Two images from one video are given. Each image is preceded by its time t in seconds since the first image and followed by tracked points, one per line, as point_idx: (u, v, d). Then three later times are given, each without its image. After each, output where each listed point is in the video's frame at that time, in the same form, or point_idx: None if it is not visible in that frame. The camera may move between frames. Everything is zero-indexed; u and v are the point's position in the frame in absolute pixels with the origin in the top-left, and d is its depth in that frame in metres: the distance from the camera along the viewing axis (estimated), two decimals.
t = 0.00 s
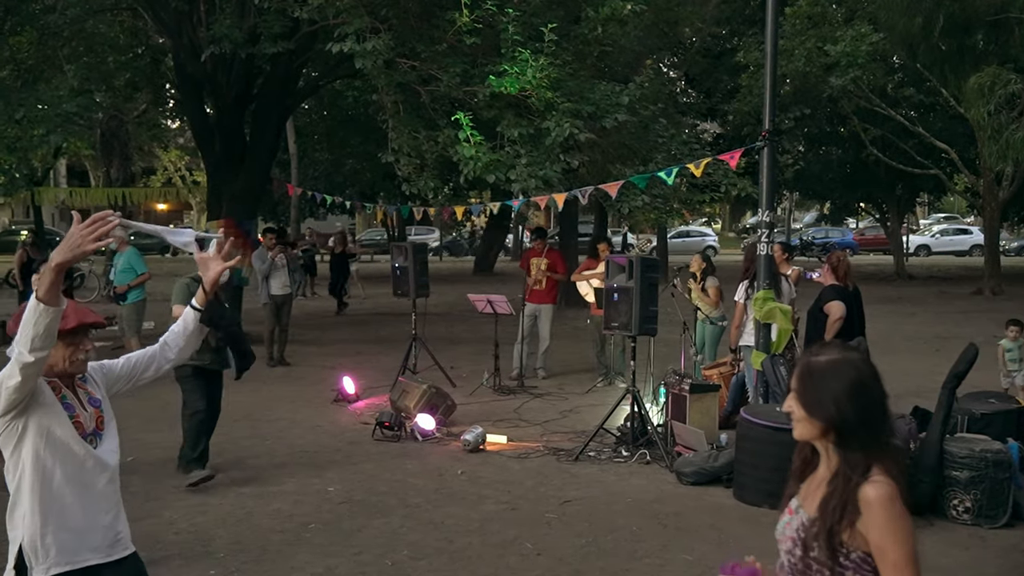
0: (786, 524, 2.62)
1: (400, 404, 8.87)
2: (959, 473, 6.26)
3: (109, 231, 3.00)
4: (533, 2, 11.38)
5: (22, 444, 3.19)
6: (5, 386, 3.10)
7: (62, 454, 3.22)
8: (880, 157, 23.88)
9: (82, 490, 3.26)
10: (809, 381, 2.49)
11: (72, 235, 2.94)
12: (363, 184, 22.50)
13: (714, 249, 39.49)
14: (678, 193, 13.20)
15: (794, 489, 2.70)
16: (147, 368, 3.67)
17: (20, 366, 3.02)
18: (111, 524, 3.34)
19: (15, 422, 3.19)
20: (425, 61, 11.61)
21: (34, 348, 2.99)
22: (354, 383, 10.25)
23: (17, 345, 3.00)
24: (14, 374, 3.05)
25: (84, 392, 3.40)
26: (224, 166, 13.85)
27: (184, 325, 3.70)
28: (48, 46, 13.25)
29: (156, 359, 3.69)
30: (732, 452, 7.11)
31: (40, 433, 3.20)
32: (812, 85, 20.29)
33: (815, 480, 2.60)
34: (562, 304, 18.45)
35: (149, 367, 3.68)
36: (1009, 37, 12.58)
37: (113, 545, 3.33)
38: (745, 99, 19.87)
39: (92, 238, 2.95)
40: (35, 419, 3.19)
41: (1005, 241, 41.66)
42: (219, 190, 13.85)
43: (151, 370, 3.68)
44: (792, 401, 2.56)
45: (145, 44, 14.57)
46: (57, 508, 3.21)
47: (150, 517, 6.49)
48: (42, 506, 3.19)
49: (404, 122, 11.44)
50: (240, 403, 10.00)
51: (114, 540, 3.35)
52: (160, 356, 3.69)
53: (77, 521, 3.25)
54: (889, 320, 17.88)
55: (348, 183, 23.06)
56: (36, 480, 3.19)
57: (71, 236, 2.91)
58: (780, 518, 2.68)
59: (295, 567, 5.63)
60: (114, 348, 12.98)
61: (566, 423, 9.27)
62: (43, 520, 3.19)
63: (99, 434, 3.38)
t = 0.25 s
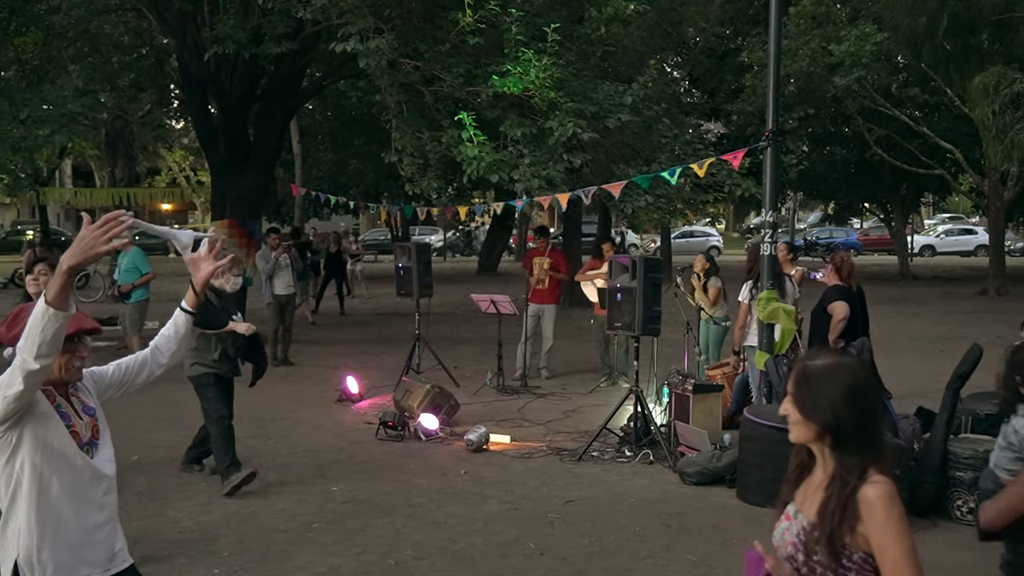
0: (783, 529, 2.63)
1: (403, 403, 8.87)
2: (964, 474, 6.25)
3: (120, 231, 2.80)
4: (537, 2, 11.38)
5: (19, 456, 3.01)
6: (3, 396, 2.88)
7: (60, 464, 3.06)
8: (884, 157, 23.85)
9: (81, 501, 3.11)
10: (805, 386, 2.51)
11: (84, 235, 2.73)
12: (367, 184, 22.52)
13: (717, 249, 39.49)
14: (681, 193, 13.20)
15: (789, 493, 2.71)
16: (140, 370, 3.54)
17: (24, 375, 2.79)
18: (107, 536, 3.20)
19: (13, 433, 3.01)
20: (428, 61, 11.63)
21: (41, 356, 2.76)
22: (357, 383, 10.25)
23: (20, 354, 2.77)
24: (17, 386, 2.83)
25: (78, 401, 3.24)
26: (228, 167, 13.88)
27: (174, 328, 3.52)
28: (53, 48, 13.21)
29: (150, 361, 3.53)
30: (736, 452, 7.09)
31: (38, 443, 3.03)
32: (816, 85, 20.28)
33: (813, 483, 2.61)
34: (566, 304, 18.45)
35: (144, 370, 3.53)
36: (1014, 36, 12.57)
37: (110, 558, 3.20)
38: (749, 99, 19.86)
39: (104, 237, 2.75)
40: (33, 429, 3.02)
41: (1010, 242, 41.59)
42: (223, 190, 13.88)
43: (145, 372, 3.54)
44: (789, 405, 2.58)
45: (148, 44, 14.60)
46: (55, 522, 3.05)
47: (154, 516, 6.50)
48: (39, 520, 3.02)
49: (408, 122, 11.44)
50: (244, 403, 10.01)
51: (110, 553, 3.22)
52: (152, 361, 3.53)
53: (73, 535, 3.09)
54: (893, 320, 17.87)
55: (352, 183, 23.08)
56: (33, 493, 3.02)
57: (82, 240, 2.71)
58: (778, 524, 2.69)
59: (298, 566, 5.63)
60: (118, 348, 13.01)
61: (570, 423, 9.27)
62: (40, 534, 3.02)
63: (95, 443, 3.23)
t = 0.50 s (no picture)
0: (782, 528, 2.62)
1: (407, 404, 8.88)
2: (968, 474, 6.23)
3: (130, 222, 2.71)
4: (540, 2, 11.38)
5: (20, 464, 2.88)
6: (5, 402, 2.74)
7: (63, 470, 2.95)
8: (889, 157, 23.81)
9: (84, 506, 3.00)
10: (804, 385, 2.50)
11: (94, 231, 2.65)
12: (371, 184, 22.53)
13: (722, 249, 39.46)
14: (685, 193, 13.19)
15: (787, 492, 2.70)
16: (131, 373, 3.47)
17: (29, 377, 2.67)
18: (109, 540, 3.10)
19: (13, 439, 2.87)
20: (432, 61, 11.63)
21: (49, 357, 2.65)
22: (361, 383, 10.25)
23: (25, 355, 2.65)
24: (24, 390, 2.70)
25: (75, 404, 3.18)
26: (232, 167, 13.90)
27: (169, 330, 3.44)
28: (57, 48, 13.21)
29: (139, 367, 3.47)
30: (739, 452, 7.08)
31: (40, 450, 2.90)
32: (820, 85, 20.26)
33: (813, 481, 2.60)
34: (570, 304, 18.45)
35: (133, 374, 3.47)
36: (1019, 36, 12.54)
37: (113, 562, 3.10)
38: (754, 99, 19.83)
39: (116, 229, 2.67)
40: (33, 435, 2.89)
41: (1015, 242, 41.50)
42: (226, 190, 13.89)
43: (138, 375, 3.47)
44: (788, 405, 2.57)
45: (153, 45, 14.62)
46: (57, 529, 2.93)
47: (158, 515, 6.51)
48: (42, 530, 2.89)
49: (411, 123, 11.45)
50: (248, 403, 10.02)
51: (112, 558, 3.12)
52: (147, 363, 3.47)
53: (77, 541, 2.98)
54: (898, 320, 17.83)
55: (356, 183, 23.10)
56: (37, 501, 2.88)
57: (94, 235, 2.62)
58: (777, 522, 2.68)
59: (301, 566, 5.64)
60: (123, 348, 13.04)
61: (573, 423, 9.27)
62: (45, 544, 2.89)
63: (94, 448, 3.15)
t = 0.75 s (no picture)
0: (772, 516, 2.64)
1: (410, 404, 8.88)
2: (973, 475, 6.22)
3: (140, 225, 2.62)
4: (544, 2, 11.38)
5: (25, 470, 2.82)
6: (12, 409, 2.69)
7: (69, 475, 2.89)
8: (894, 157, 23.77)
9: (92, 509, 2.95)
10: (799, 375, 2.53)
11: (101, 235, 2.56)
12: (375, 184, 22.53)
13: (726, 249, 39.44)
14: (689, 193, 13.17)
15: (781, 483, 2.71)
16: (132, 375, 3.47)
17: (38, 384, 2.62)
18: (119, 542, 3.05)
19: (18, 445, 2.81)
20: (436, 61, 11.63)
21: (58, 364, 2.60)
22: (365, 383, 10.25)
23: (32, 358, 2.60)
24: (31, 396, 2.65)
25: (79, 404, 3.10)
26: (237, 167, 13.91)
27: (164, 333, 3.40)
28: (62, 48, 13.26)
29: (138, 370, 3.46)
30: (743, 453, 7.07)
31: (45, 456, 2.84)
32: (825, 85, 20.23)
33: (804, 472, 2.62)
34: (574, 304, 18.44)
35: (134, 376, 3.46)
36: None
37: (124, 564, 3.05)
38: (758, 99, 19.81)
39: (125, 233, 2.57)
40: (37, 441, 2.83)
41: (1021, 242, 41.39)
42: (231, 190, 13.92)
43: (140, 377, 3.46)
44: (782, 397, 2.59)
45: (158, 45, 14.64)
46: (66, 531, 2.87)
47: (161, 515, 6.52)
48: (51, 533, 2.84)
49: (415, 123, 11.46)
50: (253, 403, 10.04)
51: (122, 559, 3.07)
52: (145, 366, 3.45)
53: (88, 543, 2.92)
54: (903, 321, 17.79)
55: (360, 183, 23.12)
56: (44, 507, 2.84)
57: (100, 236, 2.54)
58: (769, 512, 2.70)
59: (304, 566, 5.64)
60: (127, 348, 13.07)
61: (577, 423, 9.26)
62: (56, 548, 2.85)
63: (97, 450, 3.08)
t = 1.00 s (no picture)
0: (750, 491, 2.90)
1: (414, 404, 8.87)
2: (978, 475, 6.20)
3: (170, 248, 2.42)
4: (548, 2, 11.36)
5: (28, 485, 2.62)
6: (23, 424, 2.50)
7: (74, 488, 2.70)
8: (899, 157, 23.71)
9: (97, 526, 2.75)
10: (782, 357, 2.79)
11: (123, 255, 2.35)
12: (379, 184, 22.52)
13: (731, 249, 39.41)
14: (694, 193, 13.14)
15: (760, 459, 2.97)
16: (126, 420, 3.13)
17: (57, 403, 2.44)
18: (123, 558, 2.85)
19: (19, 459, 2.61)
20: (440, 61, 11.63)
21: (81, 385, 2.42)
22: (368, 383, 10.24)
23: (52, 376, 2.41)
24: (46, 411, 2.46)
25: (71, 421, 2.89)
26: (241, 166, 13.92)
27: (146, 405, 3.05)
28: (67, 49, 13.29)
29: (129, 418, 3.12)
30: (748, 453, 7.06)
31: (48, 470, 2.64)
32: (830, 85, 20.19)
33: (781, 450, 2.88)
34: (578, 304, 18.43)
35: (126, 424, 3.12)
36: None
37: None
38: (762, 99, 19.77)
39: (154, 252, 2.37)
40: (39, 453, 2.63)
41: None
42: (235, 190, 13.92)
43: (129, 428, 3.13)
44: (761, 376, 2.86)
45: (162, 45, 14.64)
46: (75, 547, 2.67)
47: (165, 515, 6.52)
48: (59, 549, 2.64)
49: (419, 122, 11.45)
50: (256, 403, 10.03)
51: None
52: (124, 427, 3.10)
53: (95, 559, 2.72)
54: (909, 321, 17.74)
55: (364, 183, 23.11)
56: (48, 524, 2.63)
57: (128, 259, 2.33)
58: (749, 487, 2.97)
59: (308, 566, 5.63)
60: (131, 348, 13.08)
61: (581, 423, 9.25)
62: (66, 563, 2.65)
63: (95, 465, 2.90)
